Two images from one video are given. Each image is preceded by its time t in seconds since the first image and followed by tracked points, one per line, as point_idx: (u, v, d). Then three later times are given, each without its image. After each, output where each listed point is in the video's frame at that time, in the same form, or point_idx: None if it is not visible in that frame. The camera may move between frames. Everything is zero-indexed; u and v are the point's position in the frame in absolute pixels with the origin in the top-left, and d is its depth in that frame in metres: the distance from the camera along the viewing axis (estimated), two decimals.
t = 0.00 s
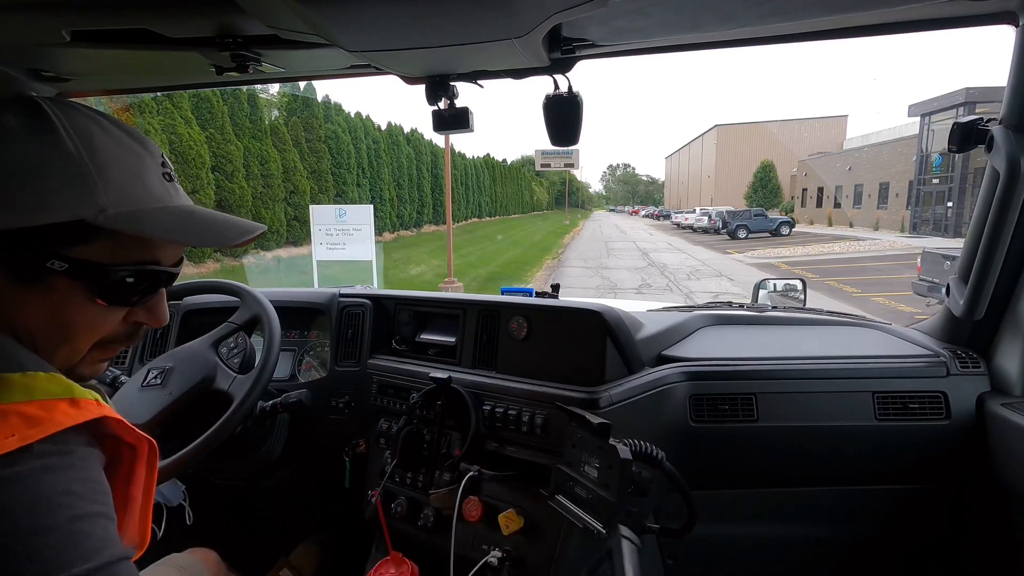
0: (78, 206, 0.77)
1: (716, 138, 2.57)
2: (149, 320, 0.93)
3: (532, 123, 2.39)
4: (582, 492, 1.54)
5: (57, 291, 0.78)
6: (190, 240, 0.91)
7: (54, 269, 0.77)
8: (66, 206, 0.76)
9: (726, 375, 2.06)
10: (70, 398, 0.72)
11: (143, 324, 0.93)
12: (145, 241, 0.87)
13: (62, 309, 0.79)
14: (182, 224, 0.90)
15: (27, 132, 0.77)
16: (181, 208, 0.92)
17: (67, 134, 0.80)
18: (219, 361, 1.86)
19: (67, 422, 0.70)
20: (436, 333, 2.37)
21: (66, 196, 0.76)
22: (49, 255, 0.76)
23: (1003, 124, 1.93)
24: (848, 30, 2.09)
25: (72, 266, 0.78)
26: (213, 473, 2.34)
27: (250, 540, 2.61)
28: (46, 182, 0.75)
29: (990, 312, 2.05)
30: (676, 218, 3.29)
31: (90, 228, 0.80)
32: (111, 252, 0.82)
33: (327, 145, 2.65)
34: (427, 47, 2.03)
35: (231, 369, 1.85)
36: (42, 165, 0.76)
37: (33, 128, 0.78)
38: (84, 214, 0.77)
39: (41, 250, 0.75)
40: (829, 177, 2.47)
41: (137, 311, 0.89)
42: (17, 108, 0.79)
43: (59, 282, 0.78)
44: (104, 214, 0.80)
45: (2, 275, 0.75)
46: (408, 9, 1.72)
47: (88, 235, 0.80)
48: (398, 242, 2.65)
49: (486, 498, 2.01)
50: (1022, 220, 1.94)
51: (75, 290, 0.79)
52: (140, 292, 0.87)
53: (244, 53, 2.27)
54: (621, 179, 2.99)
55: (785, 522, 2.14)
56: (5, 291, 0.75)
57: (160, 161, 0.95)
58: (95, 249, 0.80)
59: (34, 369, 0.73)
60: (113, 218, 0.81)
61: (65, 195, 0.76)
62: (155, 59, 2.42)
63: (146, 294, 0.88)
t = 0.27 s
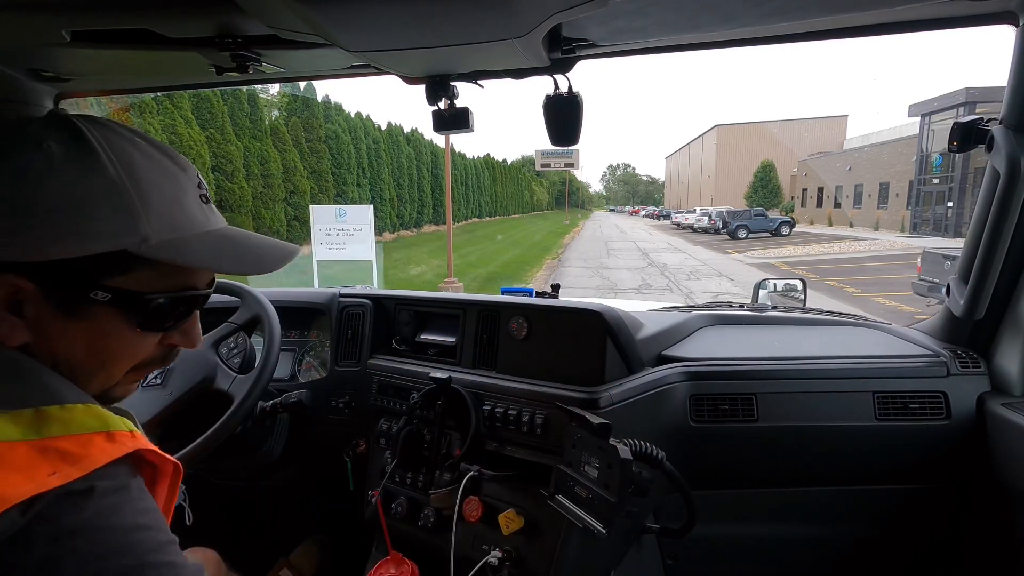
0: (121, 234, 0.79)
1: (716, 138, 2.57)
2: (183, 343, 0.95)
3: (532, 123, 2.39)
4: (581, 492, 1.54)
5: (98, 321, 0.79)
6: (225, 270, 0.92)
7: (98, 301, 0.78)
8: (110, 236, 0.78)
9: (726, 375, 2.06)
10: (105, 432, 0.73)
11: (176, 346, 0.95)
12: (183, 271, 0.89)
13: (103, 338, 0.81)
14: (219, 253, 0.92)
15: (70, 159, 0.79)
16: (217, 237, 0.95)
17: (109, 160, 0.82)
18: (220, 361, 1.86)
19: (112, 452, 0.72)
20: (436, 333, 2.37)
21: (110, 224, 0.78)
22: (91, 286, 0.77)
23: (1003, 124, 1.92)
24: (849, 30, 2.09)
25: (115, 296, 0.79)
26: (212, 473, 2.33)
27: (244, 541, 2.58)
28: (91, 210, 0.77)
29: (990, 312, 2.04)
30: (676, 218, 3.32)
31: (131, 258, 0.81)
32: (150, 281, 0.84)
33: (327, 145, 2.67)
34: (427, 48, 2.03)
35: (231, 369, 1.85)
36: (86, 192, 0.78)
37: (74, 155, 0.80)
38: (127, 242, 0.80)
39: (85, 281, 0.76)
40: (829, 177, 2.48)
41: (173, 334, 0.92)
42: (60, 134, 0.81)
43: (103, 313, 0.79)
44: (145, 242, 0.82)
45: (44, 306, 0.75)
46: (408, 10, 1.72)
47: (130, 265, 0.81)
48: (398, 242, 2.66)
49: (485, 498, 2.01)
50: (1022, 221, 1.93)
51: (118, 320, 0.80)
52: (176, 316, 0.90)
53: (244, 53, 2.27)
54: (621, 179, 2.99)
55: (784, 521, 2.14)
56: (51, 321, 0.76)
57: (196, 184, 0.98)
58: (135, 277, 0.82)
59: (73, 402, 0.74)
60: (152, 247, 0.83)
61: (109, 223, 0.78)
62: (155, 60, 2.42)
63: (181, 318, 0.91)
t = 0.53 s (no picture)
0: (176, 259, 0.81)
1: (716, 138, 2.58)
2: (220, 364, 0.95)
3: (532, 123, 2.40)
4: (581, 492, 1.54)
5: (145, 342, 0.80)
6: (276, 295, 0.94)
7: (146, 320, 0.80)
8: (164, 262, 0.80)
9: (727, 375, 2.06)
10: (142, 449, 0.72)
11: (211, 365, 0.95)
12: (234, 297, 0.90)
13: (148, 359, 0.82)
14: (270, 278, 0.93)
15: (131, 183, 0.80)
16: (265, 263, 0.96)
17: (167, 185, 0.83)
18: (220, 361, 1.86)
19: (150, 466, 0.72)
20: (436, 333, 2.37)
21: (165, 251, 0.80)
22: (142, 308, 0.79)
23: (1003, 124, 1.92)
24: (849, 30, 2.09)
25: (163, 319, 0.81)
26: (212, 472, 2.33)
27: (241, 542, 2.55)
28: (148, 236, 0.78)
29: (990, 312, 2.04)
30: (676, 218, 3.32)
31: (182, 283, 0.83)
32: (198, 304, 0.85)
33: (327, 146, 2.69)
34: (427, 48, 2.03)
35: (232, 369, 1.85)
36: (144, 218, 0.79)
37: (135, 178, 0.81)
38: (181, 267, 0.81)
39: (134, 303, 0.78)
40: (829, 177, 2.48)
41: (211, 354, 0.92)
42: (122, 157, 0.82)
43: (150, 333, 0.81)
44: (199, 268, 0.83)
45: (94, 325, 0.78)
46: (409, 10, 1.72)
47: (182, 288, 0.83)
48: (398, 242, 2.66)
49: (485, 498, 2.01)
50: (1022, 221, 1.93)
51: (163, 342, 0.82)
52: (216, 337, 0.90)
53: (244, 53, 2.27)
54: (621, 179, 2.98)
55: (784, 521, 2.14)
56: (101, 340, 0.78)
57: (246, 209, 0.98)
58: (183, 300, 0.83)
59: (117, 418, 0.74)
60: (204, 272, 0.84)
61: (163, 250, 0.79)
62: (155, 60, 2.42)
63: (221, 339, 0.91)
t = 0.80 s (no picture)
0: (202, 265, 0.82)
1: (716, 138, 2.58)
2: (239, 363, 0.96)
3: (532, 123, 2.40)
4: (581, 492, 1.54)
5: (175, 346, 0.81)
6: (293, 294, 0.95)
7: (177, 325, 0.81)
8: (192, 268, 0.80)
9: (727, 375, 2.06)
10: (168, 453, 0.73)
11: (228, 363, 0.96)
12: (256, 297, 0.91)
13: (176, 362, 0.83)
14: (289, 279, 0.95)
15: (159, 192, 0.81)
16: (284, 265, 0.96)
17: (192, 192, 0.84)
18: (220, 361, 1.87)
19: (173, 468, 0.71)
20: (437, 333, 2.37)
21: (193, 257, 0.81)
22: (173, 312, 0.80)
23: (1003, 124, 1.92)
24: (848, 30, 2.09)
25: (192, 321, 0.82)
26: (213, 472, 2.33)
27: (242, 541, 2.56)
28: (176, 243, 0.79)
29: (991, 312, 2.04)
30: (676, 218, 3.32)
31: (210, 287, 0.83)
32: (225, 306, 0.86)
33: (327, 145, 2.68)
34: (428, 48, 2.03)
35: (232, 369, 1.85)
36: (172, 226, 0.80)
37: (161, 186, 0.81)
38: (207, 272, 0.82)
39: (165, 307, 0.79)
40: (829, 177, 2.49)
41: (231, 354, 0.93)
42: (147, 166, 0.82)
43: (180, 337, 0.81)
44: (224, 272, 0.84)
45: (125, 331, 0.78)
46: (410, 10, 1.72)
47: (210, 291, 0.84)
48: (398, 242, 2.66)
49: (486, 498, 2.01)
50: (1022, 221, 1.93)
51: (192, 346, 0.82)
52: (235, 338, 0.91)
53: (244, 53, 2.27)
54: (621, 179, 2.98)
55: (784, 521, 2.14)
56: (133, 345, 0.79)
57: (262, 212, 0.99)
58: (211, 304, 0.84)
59: (142, 421, 0.74)
60: (229, 276, 0.85)
61: (191, 257, 0.80)
62: (155, 60, 2.42)
63: (241, 340, 0.92)
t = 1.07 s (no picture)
0: (191, 240, 0.83)
1: (716, 138, 2.57)
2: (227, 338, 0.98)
3: (532, 123, 2.39)
4: (582, 493, 1.54)
5: (166, 320, 0.83)
6: (274, 268, 0.97)
7: (169, 299, 0.82)
8: (182, 242, 0.82)
9: (727, 375, 2.06)
10: (158, 430, 0.74)
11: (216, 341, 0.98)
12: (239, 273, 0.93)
13: (168, 338, 0.84)
14: (273, 254, 0.97)
15: (146, 171, 0.81)
16: (267, 240, 0.98)
17: (178, 171, 0.84)
18: (221, 361, 1.86)
19: (167, 442, 0.73)
20: (437, 333, 2.37)
21: (183, 233, 0.82)
22: (165, 287, 0.82)
23: (1003, 124, 1.92)
24: (848, 30, 2.09)
25: (183, 296, 0.84)
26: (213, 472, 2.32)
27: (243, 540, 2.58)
28: (167, 219, 0.80)
29: (991, 312, 2.04)
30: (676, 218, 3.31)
31: (199, 262, 0.85)
32: (213, 282, 0.88)
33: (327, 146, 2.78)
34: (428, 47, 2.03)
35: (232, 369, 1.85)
36: (161, 203, 0.81)
37: (147, 165, 0.82)
38: (196, 246, 0.83)
39: (158, 282, 0.81)
40: (830, 177, 2.52)
41: (219, 330, 0.94)
42: (131, 147, 0.83)
43: (171, 311, 0.83)
44: (212, 247, 0.86)
45: (118, 307, 0.79)
46: (409, 9, 1.72)
47: (198, 266, 0.85)
48: (397, 242, 2.66)
49: (486, 498, 2.01)
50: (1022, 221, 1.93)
51: (183, 319, 0.84)
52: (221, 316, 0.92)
53: (244, 53, 2.27)
54: (621, 179, 2.98)
55: (784, 521, 2.14)
56: (125, 321, 0.80)
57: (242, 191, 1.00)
58: (201, 279, 0.86)
59: (132, 400, 0.75)
60: (218, 251, 0.86)
61: (182, 233, 0.82)
62: (154, 60, 2.42)
63: (230, 317, 0.94)
